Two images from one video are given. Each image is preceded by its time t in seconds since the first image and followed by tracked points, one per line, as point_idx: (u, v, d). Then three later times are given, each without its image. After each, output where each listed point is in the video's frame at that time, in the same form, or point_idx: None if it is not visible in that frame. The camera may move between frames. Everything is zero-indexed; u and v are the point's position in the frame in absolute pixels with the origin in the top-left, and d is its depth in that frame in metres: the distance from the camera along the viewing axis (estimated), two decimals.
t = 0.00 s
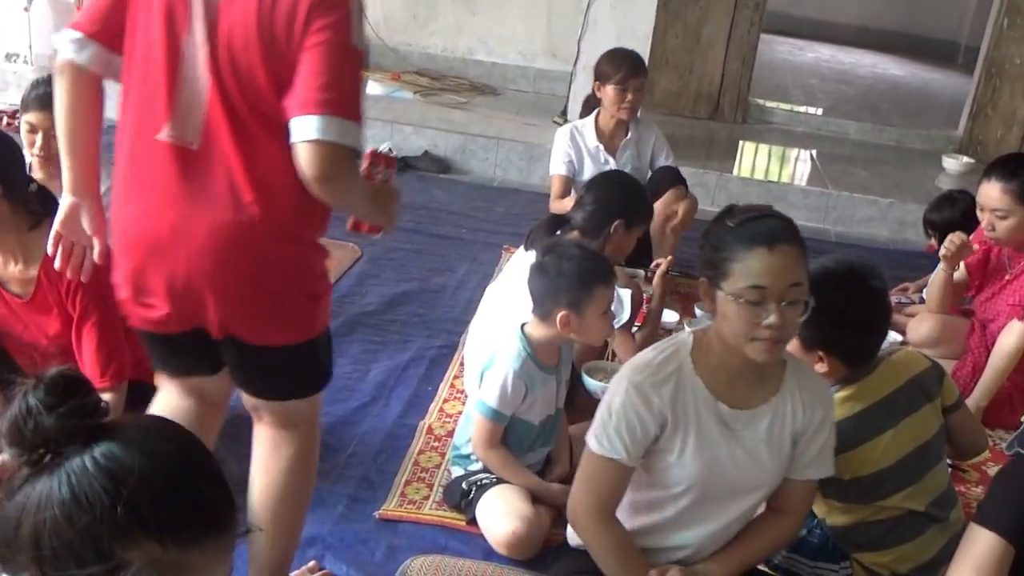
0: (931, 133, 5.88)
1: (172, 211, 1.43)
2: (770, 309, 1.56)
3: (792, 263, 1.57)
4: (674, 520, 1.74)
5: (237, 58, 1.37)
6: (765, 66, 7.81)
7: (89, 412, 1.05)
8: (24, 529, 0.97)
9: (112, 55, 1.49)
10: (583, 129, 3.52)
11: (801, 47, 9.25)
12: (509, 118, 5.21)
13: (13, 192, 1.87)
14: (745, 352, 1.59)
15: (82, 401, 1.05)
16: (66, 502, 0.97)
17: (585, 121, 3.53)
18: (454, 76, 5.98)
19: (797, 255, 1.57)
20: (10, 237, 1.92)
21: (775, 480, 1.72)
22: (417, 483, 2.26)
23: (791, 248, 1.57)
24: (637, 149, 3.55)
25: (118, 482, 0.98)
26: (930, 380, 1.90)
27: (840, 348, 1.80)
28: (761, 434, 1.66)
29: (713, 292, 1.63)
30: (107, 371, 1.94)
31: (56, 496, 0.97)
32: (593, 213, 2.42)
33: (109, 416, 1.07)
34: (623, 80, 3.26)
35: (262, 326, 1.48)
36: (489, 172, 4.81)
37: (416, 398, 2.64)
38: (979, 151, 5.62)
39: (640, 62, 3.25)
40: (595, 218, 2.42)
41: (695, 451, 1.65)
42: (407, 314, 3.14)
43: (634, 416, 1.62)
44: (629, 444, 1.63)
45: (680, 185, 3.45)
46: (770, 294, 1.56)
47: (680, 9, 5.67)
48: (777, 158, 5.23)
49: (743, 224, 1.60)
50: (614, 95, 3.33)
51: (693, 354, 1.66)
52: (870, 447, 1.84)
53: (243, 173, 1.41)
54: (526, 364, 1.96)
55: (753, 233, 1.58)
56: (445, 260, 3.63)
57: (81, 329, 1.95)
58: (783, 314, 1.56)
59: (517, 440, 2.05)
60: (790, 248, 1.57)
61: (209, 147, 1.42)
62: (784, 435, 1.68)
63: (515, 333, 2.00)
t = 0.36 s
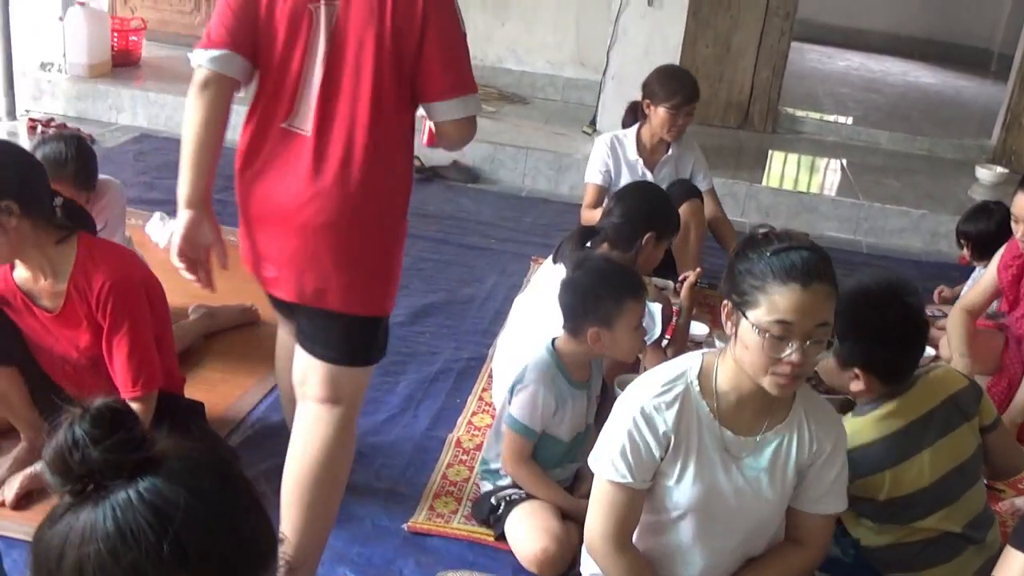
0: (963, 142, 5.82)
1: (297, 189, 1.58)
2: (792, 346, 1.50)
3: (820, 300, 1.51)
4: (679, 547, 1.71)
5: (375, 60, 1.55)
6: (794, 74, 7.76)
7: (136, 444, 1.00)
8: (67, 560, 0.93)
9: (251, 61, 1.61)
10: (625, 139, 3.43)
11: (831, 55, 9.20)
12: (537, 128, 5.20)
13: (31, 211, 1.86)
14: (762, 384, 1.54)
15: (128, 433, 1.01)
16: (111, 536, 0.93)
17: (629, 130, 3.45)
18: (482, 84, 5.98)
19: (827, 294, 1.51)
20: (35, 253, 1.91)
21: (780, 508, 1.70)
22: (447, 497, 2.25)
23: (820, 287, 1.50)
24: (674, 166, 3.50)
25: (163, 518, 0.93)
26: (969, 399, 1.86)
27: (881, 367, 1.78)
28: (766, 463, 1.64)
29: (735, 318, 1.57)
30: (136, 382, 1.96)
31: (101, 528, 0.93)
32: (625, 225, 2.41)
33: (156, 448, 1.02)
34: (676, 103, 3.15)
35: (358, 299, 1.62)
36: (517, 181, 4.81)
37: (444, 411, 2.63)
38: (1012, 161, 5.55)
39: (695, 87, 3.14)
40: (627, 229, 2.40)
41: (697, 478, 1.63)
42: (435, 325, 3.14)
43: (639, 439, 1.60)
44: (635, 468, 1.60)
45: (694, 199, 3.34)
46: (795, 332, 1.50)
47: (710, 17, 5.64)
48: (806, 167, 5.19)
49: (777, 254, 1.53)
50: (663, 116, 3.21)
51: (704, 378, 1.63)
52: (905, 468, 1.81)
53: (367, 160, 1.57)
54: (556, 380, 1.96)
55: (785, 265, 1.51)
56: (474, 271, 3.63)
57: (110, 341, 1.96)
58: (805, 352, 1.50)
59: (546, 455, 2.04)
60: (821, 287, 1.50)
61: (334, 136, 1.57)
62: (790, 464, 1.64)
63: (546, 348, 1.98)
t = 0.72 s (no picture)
0: (994, 180, 5.78)
1: (378, 171, 2.03)
2: (801, 400, 1.41)
3: (828, 352, 1.41)
4: None
5: (431, 75, 2.00)
6: (822, 110, 7.76)
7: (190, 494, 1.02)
8: None
9: (317, 65, 2.03)
10: (668, 179, 3.25)
11: (858, 90, 9.20)
12: (565, 164, 5.21)
13: (35, 261, 1.80)
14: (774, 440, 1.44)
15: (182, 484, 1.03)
16: None
17: (674, 171, 3.26)
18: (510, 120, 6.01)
19: (835, 344, 1.41)
20: (47, 303, 1.88)
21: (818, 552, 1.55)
22: (477, 539, 2.23)
23: (824, 337, 1.40)
24: (716, 213, 3.30)
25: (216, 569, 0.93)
26: (1010, 444, 1.83)
27: (922, 412, 1.75)
28: (798, 509, 1.50)
29: (741, 373, 1.48)
30: (160, 425, 1.95)
31: None
32: (653, 263, 2.33)
33: (211, 498, 1.03)
34: (727, 151, 2.96)
35: (429, 255, 2.11)
36: (545, 218, 4.81)
37: (475, 450, 2.62)
38: None
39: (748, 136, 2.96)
40: (655, 268, 2.33)
41: (725, 539, 1.51)
42: (465, 363, 3.13)
43: (659, 509, 1.48)
44: (656, 537, 1.49)
45: (722, 238, 3.20)
46: (802, 386, 1.40)
47: (739, 55, 5.65)
48: (832, 205, 5.15)
49: (778, 305, 1.43)
50: (712, 162, 3.03)
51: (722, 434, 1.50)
52: (947, 515, 1.77)
53: (424, 147, 2.05)
54: (592, 423, 1.94)
55: (786, 318, 1.41)
56: (503, 308, 3.62)
57: (132, 385, 1.95)
58: (816, 407, 1.40)
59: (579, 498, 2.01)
60: (827, 337, 1.40)
61: (407, 133, 2.03)
62: (823, 509, 1.51)
63: (582, 390, 1.98)
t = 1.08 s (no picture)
0: None
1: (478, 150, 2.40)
2: (856, 452, 1.38)
3: (887, 410, 1.36)
4: None
5: (520, 66, 2.37)
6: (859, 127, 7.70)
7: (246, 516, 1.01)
8: None
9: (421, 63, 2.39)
10: (716, 200, 3.20)
11: (895, 106, 9.13)
12: (601, 181, 5.19)
13: (56, 292, 1.79)
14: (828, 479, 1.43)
15: (239, 504, 1.02)
16: None
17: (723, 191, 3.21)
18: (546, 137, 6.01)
19: (896, 402, 1.36)
20: (69, 332, 1.87)
21: None
22: (520, 559, 2.21)
23: (883, 394, 1.36)
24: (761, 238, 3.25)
25: None
26: None
27: (978, 436, 1.71)
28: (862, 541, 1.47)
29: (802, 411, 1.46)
30: (195, 445, 1.96)
31: None
32: (697, 284, 2.27)
33: (266, 518, 1.02)
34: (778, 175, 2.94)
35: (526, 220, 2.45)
36: (582, 235, 4.79)
37: (516, 469, 2.59)
38: None
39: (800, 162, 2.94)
40: (700, 289, 2.27)
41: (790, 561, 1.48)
42: (504, 381, 3.11)
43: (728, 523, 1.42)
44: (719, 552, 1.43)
45: (766, 256, 3.18)
46: (857, 439, 1.37)
47: (776, 72, 5.60)
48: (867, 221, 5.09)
49: (842, 354, 1.38)
50: (762, 187, 3.00)
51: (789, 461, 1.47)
52: (1009, 543, 1.73)
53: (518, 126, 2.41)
54: (638, 444, 1.91)
55: (846, 371, 1.37)
56: (541, 325, 3.60)
57: (165, 406, 1.95)
58: (871, 460, 1.38)
59: (624, 519, 1.98)
60: (887, 397, 1.36)
61: (497, 115, 2.40)
62: (888, 541, 1.47)
63: (628, 408, 1.94)
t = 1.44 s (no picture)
0: None
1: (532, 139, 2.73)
2: (951, 501, 1.30)
3: (983, 454, 1.29)
4: None
5: (572, 67, 2.70)
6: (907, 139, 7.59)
7: (315, 545, 1.14)
8: None
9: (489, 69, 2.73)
10: (767, 216, 3.16)
11: (944, 118, 9.00)
12: (646, 193, 5.15)
13: (125, 304, 1.78)
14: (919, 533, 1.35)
15: (310, 533, 1.15)
16: None
17: (774, 207, 3.17)
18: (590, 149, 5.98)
19: (993, 444, 1.29)
20: (137, 344, 1.86)
21: None
22: None
23: (980, 436, 1.28)
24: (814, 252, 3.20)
25: None
26: None
27: None
28: None
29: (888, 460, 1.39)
30: (255, 460, 1.95)
31: None
32: (758, 305, 2.26)
33: (334, 548, 1.15)
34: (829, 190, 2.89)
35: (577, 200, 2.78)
36: (627, 248, 4.75)
37: (566, 487, 2.56)
38: None
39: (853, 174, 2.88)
40: (760, 311, 2.26)
41: None
42: (552, 397, 3.08)
43: None
44: None
45: (818, 272, 3.11)
46: (952, 486, 1.30)
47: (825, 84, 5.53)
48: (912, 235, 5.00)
49: (931, 395, 1.33)
50: (813, 200, 2.95)
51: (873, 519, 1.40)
52: None
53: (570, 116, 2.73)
54: (698, 467, 1.87)
55: (939, 412, 1.31)
56: (588, 340, 3.56)
57: (226, 419, 1.95)
58: (966, 510, 1.30)
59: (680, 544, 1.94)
60: (985, 437, 1.29)
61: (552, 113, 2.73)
62: None
63: (688, 432, 1.91)
